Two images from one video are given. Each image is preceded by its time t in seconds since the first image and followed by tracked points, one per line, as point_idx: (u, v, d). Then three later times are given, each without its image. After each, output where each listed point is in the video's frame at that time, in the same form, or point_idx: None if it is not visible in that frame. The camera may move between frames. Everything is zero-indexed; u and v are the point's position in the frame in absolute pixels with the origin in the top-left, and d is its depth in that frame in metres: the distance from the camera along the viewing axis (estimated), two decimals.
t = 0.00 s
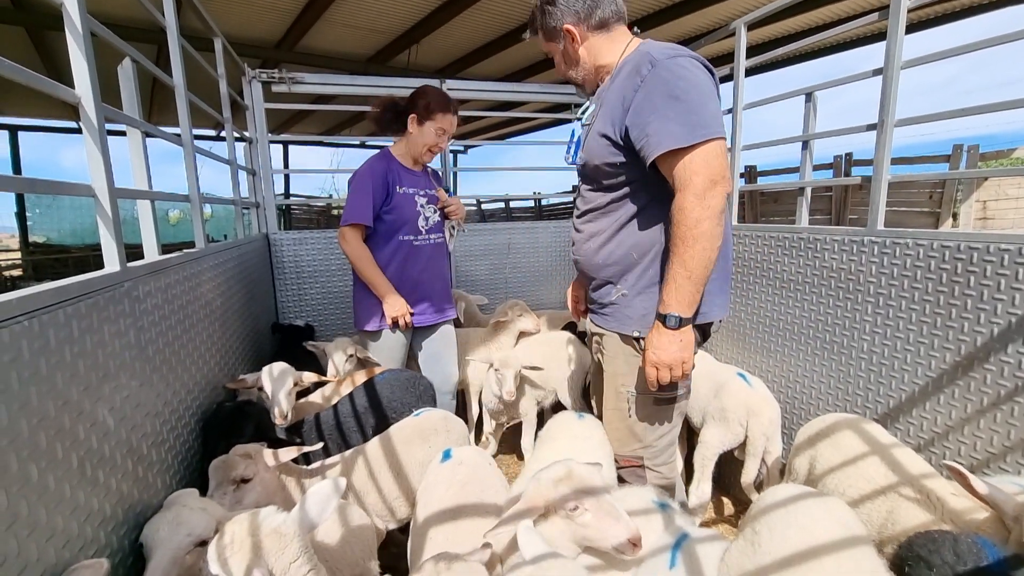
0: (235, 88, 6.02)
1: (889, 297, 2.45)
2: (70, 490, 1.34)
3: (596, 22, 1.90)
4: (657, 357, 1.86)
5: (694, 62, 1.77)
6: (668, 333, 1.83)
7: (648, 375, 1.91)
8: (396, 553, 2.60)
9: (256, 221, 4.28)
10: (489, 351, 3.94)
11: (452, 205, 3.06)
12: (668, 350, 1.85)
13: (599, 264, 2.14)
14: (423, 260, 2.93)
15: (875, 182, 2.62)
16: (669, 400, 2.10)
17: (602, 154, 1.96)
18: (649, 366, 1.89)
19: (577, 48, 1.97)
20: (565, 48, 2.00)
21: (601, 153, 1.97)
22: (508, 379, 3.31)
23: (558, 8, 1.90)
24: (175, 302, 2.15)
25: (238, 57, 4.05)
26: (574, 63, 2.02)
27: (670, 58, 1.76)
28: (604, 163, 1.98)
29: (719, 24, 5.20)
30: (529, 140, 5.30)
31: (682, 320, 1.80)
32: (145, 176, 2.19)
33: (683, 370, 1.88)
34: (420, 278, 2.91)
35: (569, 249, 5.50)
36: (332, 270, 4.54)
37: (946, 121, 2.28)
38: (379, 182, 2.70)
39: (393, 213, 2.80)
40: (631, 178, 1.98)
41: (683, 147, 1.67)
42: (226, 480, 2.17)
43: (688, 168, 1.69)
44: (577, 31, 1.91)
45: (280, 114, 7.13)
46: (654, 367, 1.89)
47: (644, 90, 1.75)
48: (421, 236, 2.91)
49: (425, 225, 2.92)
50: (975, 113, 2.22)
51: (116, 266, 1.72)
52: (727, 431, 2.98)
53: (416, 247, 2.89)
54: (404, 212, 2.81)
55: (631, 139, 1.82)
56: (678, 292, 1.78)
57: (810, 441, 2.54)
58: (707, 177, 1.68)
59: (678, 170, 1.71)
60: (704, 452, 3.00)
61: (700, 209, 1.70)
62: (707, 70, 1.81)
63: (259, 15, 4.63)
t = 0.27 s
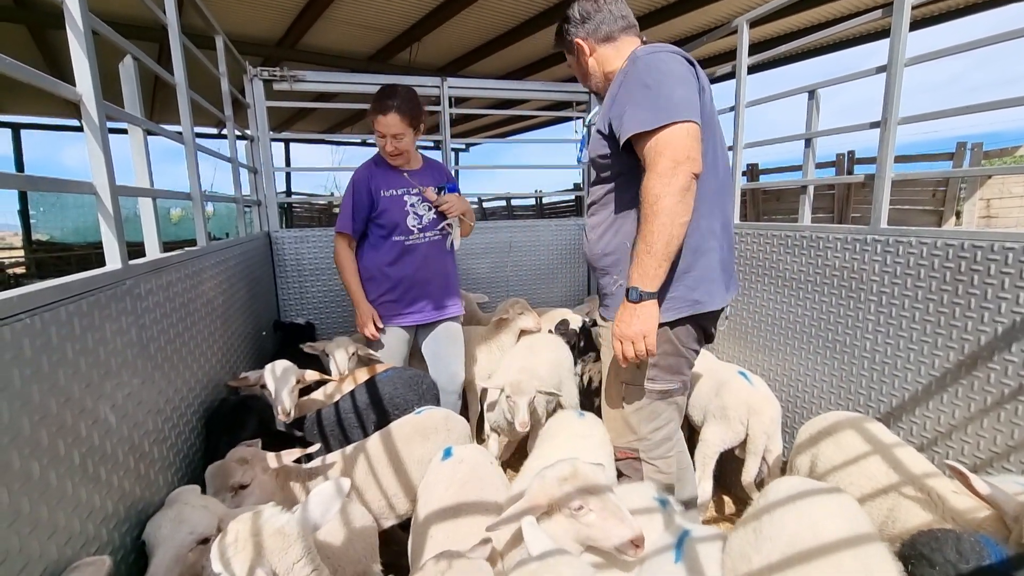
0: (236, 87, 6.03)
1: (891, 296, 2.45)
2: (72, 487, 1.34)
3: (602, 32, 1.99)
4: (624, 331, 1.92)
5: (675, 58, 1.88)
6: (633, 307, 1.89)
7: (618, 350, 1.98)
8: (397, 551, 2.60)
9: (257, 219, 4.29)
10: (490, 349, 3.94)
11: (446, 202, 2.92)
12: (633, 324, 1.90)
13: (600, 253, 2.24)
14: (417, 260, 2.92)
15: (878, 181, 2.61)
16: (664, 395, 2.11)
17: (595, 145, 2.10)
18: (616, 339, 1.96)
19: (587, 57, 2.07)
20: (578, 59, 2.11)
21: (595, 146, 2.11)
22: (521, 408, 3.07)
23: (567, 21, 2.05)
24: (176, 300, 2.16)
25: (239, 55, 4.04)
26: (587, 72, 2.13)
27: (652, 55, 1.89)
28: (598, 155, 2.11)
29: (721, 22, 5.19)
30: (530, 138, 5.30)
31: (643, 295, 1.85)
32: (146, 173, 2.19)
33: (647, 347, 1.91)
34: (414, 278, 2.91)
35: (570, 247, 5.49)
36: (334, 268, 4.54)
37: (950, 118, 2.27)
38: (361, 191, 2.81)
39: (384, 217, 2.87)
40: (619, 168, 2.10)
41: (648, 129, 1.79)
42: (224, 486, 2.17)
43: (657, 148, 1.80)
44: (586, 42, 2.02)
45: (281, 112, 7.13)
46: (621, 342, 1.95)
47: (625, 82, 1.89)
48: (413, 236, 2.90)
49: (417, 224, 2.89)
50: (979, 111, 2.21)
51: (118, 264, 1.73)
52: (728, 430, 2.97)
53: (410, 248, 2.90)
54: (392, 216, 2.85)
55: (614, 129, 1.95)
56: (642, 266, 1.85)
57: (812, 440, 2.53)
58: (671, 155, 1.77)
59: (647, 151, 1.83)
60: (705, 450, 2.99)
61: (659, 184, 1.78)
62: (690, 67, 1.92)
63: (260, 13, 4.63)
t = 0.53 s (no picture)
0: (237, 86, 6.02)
1: (891, 296, 2.45)
2: (73, 485, 1.35)
3: (612, 42, 2.00)
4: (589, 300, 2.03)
5: (679, 60, 1.88)
6: (603, 284, 1.97)
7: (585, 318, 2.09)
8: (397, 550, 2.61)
9: (257, 218, 4.29)
10: (490, 349, 3.93)
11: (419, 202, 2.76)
12: (595, 297, 2.00)
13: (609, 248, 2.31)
14: (400, 261, 2.91)
15: (879, 181, 2.61)
16: (662, 391, 2.09)
17: (602, 147, 2.18)
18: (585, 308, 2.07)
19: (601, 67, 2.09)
20: (593, 70, 2.13)
21: (602, 147, 2.19)
22: (521, 410, 3.07)
23: (585, 33, 2.06)
24: (176, 299, 2.16)
25: (239, 54, 4.05)
26: (603, 82, 2.14)
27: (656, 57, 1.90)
28: (605, 155, 2.18)
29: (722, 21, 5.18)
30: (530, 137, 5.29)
31: (609, 275, 1.94)
32: (146, 173, 2.19)
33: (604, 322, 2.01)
34: (397, 278, 2.92)
35: (571, 246, 5.49)
36: (334, 267, 4.54)
37: (951, 118, 2.27)
38: (348, 197, 2.98)
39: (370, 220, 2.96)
40: (620, 167, 2.15)
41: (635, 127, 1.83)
42: (224, 486, 2.16)
43: (648, 144, 1.82)
44: (598, 53, 2.04)
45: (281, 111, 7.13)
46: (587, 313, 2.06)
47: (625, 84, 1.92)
48: (392, 237, 2.89)
49: (395, 225, 2.88)
50: (980, 110, 2.21)
51: (118, 263, 1.73)
52: (728, 430, 2.97)
53: (392, 249, 2.92)
54: (373, 219, 2.91)
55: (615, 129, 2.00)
56: (617, 250, 1.91)
57: (811, 440, 2.54)
58: (654, 151, 1.80)
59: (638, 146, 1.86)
60: (704, 450, 2.99)
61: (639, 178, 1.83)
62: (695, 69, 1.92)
63: (260, 12, 4.63)
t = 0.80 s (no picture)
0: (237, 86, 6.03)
1: (892, 297, 2.45)
2: (73, 485, 1.35)
3: (620, 48, 2.01)
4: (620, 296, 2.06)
5: (697, 59, 1.89)
6: (634, 278, 1.99)
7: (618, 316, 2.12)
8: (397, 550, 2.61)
9: (258, 218, 4.29)
10: (490, 349, 3.93)
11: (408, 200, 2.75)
12: (629, 293, 2.01)
13: (625, 246, 2.27)
14: (392, 260, 2.92)
15: (880, 181, 2.60)
16: (666, 391, 2.09)
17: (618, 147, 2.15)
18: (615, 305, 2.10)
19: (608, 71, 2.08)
20: (600, 73, 2.12)
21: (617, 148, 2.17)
22: (520, 405, 3.07)
23: (590, 37, 2.06)
24: (177, 299, 2.16)
25: (240, 54, 4.05)
26: (609, 86, 2.13)
27: (674, 57, 1.90)
28: (621, 155, 2.15)
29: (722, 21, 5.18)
30: (531, 137, 5.29)
31: (644, 269, 1.94)
32: (147, 173, 2.20)
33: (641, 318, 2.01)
34: (389, 277, 2.92)
35: (571, 246, 5.49)
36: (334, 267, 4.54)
37: (952, 118, 2.26)
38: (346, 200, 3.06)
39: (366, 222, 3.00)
40: (641, 166, 2.12)
41: (660, 126, 1.83)
42: (235, 477, 2.19)
43: (675, 140, 1.82)
44: (607, 57, 2.04)
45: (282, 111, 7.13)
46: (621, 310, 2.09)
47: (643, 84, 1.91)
48: (383, 237, 2.91)
49: (386, 225, 2.89)
50: (981, 111, 2.21)
51: (119, 263, 1.73)
52: (728, 430, 2.97)
53: (383, 249, 2.93)
54: (366, 220, 2.95)
55: (635, 128, 1.98)
56: (651, 246, 1.91)
57: (811, 441, 2.53)
58: (684, 146, 1.79)
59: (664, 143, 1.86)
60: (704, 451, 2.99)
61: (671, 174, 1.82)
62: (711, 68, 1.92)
63: (261, 12, 4.63)
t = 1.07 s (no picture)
0: (237, 86, 6.03)
1: (892, 297, 2.45)
2: (73, 484, 1.35)
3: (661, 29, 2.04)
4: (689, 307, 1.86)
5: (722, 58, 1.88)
6: (701, 284, 1.82)
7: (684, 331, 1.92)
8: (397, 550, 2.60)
9: (258, 218, 4.29)
10: (489, 350, 3.93)
11: (415, 197, 2.78)
12: (700, 300, 1.84)
13: (637, 246, 2.18)
14: (394, 258, 2.90)
15: (880, 181, 2.60)
16: (671, 389, 2.09)
17: (639, 145, 2.06)
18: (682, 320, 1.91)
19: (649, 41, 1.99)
20: (641, 40, 1.96)
21: (636, 144, 2.07)
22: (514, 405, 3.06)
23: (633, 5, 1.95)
24: (177, 298, 2.17)
25: (240, 54, 4.05)
26: (646, 56, 1.99)
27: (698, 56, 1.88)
28: (642, 152, 2.07)
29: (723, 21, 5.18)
30: (531, 137, 5.29)
31: (713, 271, 1.80)
32: (147, 173, 2.19)
33: (715, 325, 1.85)
34: (392, 276, 2.90)
35: (571, 246, 5.49)
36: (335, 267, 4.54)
37: (951, 119, 2.27)
38: (342, 198, 2.98)
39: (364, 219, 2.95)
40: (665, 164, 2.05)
41: (704, 121, 1.77)
42: (242, 475, 2.19)
43: (718, 137, 1.77)
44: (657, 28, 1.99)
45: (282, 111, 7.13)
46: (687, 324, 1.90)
47: (678, 79, 1.86)
48: (387, 235, 2.88)
49: (390, 222, 2.86)
50: (980, 111, 2.21)
51: (119, 262, 1.73)
52: (729, 430, 2.97)
53: (385, 247, 2.90)
54: (367, 218, 2.90)
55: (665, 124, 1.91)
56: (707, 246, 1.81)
57: (811, 441, 2.52)
58: (733, 143, 1.75)
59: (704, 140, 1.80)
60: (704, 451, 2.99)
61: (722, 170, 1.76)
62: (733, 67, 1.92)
63: (261, 11, 4.62)
